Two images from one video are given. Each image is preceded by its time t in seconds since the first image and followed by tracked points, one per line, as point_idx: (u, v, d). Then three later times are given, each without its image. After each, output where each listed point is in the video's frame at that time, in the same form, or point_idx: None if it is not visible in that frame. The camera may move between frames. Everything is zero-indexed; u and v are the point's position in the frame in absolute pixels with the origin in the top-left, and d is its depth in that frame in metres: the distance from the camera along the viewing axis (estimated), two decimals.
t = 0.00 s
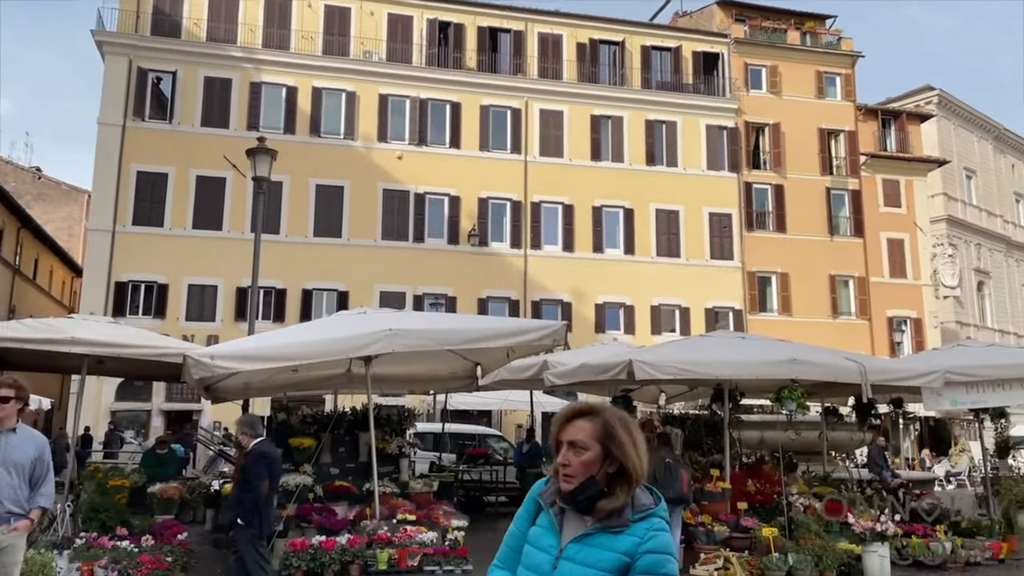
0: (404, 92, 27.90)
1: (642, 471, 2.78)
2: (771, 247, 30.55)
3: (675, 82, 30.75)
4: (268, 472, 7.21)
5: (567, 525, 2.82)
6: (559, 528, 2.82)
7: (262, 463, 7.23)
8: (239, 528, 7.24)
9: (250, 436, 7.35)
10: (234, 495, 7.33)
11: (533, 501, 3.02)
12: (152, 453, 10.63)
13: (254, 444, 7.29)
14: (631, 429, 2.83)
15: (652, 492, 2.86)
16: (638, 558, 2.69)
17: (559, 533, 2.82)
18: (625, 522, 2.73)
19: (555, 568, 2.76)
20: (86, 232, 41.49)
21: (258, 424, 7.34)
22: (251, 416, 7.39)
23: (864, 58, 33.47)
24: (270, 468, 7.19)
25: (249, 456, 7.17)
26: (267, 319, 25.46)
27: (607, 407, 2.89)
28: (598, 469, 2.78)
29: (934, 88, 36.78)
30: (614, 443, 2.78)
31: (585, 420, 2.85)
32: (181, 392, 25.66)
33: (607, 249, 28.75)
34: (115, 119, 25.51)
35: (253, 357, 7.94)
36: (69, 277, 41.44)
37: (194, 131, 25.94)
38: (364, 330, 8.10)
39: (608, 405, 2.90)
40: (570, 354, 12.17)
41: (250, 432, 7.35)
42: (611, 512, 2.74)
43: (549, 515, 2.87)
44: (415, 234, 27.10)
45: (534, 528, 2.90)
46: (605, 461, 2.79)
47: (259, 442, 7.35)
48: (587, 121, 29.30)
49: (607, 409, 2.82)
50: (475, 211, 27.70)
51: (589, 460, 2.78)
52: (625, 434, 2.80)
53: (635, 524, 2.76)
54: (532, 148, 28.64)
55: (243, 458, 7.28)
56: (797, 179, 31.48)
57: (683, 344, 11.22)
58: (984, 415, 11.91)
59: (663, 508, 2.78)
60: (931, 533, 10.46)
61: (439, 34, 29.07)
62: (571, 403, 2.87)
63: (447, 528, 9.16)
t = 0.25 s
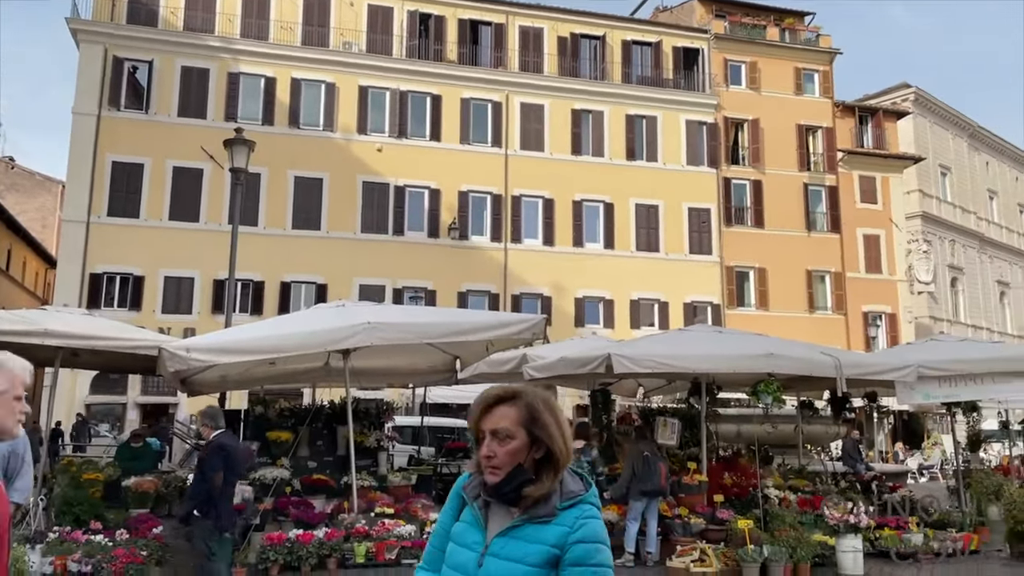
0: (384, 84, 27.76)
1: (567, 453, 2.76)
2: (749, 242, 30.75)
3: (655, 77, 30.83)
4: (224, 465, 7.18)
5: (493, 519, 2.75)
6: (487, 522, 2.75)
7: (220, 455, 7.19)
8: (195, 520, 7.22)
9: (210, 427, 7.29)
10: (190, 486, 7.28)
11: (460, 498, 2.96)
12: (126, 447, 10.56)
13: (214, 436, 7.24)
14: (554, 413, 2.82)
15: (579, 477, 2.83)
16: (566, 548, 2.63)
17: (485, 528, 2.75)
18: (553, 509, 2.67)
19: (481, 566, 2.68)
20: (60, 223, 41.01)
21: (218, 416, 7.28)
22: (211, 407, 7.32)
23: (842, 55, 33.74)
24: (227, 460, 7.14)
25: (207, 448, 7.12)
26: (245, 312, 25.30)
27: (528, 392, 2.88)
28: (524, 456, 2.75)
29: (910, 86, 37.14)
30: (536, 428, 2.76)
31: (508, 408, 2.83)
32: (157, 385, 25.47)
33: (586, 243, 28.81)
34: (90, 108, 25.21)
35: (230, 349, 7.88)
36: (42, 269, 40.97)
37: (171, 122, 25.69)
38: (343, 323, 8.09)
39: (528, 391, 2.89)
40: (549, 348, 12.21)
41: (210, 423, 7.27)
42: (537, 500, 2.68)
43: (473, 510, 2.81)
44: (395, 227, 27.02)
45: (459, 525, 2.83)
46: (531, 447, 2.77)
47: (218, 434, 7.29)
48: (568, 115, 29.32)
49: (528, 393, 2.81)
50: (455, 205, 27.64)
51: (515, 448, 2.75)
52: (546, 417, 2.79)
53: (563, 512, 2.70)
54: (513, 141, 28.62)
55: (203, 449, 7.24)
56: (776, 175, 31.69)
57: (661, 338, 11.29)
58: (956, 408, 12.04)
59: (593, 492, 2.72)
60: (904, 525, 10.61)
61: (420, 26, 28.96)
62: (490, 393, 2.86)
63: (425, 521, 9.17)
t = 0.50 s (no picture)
0: (361, 77, 27.61)
1: (473, 459, 2.53)
2: (725, 239, 30.96)
3: (634, 73, 30.93)
4: (183, 457, 7.51)
5: (395, 539, 2.50)
6: (388, 542, 2.49)
7: (178, 448, 7.54)
8: (152, 511, 7.51)
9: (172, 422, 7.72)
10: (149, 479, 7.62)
11: (355, 517, 2.68)
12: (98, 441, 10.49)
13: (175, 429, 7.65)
14: (457, 416, 2.58)
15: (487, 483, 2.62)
16: (477, 564, 2.41)
17: (386, 549, 2.49)
18: (460, 521, 2.44)
19: None
20: (31, 214, 40.47)
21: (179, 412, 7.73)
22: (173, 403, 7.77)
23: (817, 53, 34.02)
24: (185, 452, 7.48)
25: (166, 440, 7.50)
26: (220, 306, 25.11)
27: (425, 393, 2.62)
28: (428, 464, 2.50)
29: (884, 85, 37.54)
30: (441, 433, 2.51)
31: (407, 412, 2.56)
32: (130, 379, 25.24)
33: (564, 239, 28.88)
34: (62, 98, 24.87)
35: (204, 343, 7.84)
36: (13, 261, 40.41)
37: (145, 112, 25.42)
38: (320, 317, 8.06)
39: (427, 394, 2.64)
40: (526, 342, 12.24)
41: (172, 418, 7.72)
42: (442, 513, 2.44)
43: (373, 530, 2.54)
44: (372, 220, 26.92)
45: (357, 548, 2.56)
46: (434, 453, 2.53)
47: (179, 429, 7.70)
48: (546, 110, 29.33)
49: (428, 396, 2.55)
50: (434, 199, 27.57)
51: (417, 457, 2.49)
52: (450, 421, 2.54)
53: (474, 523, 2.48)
54: (491, 136, 28.59)
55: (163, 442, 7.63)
56: (752, 172, 31.92)
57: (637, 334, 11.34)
58: (926, 404, 12.23)
59: (503, 500, 2.52)
60: (874, 518, 10.84)
61: (398, 18, 28.84)
62: (385, 399, 2.58)
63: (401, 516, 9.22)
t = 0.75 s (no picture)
0: (332, 69, 27.40)
1: (354, 430, 2.24)
2: (695, 236, 31.20)
3: (606, 70, 31.05)
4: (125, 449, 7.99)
5: (268, 527, 2.18)
6: (261, 530, 2.17)
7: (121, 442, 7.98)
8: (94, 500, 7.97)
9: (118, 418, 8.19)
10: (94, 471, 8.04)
11: (219, 504, 2.33)
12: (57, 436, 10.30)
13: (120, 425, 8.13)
14: (337, 381, 2.29)
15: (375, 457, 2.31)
16: (370, 548, 2.11)
17: (259, 538, 2.17)
18: (345, 499, 2.12)
19: None
20: None
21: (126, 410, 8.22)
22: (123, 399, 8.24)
23: (787, 53, 34.38)
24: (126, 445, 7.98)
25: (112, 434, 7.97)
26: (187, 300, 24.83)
27: (302, 359, 2.32)
28: (306, 435, 2.19)
29: (852, 85, 38.03)
30: (320, 401, 2.21)
31: (281, 378, 2.25)
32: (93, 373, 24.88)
33: (536, 234, 28.93)
34: (25, 86, 24.41)
35: (167, 336, 7.72)
36: None
37: (111, 102, 25.04)
38: (288, 311, 8.02)
39: (301, 359, 2.33)
40: (496, 337, 12.23)
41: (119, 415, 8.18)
42: (321, 491, 2.12)
43: (242, 516, 2.20)
44: (342, 214, 26.77)
45: (222, 540, 2.23)
46: (314, 425, 2.22)
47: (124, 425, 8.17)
48: (519, 105, 29.33)
49: (305, 361, 2.26)
50: (405, 193, 27.47)
51: (293, 430, 2.18)
52: (330, 386, 2.24)
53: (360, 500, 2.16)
54: (463, 130, 28.53)
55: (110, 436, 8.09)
56: (721, 170, 32.20)
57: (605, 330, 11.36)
58: (888, 399, 12.43)
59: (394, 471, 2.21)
60: (838, 511, 11.01)
61: (370, 11, 28.68)
62: (253, 365, 2.26)
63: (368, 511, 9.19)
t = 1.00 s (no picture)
0: (304, 62, 27.18)
1: (264, 461, 1.84)
2: (666, 234, 31.41)
3: (580, 68, 31.12)
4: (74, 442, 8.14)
5: (147, 566, 1.81)
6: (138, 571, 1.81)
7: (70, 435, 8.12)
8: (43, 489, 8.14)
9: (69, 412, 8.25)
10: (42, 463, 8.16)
11: (88, 526, 1.96)
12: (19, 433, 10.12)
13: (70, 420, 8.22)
14: (247, 399, 1.86)
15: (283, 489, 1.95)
16: None
17: None
18: (240, 546, 1.78)
19: None
20: None
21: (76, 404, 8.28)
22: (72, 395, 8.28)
23: (758, 54, 34.67)
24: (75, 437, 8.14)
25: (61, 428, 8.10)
26: (154, 294, 24.55)
27: (209, 365, 1.89)
28: (199, 468, 1.78)
29: (821, 87, 38.45)
30: (220, 424, 1.79)
31: (174, 392, 1.82)
32: (58, 369, 24.53)
33: (509, 231, 28.95)
34: None
35: (132, 333, 7.58)
36: None
37: (77, 94, 24.65)
38: (256, 307, 7.95)
39: (208, 362, 1.89)
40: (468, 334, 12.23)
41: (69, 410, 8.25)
42: (211, 534, 1.77)
43: (112, 554, 1.83)
44: (314, 209, 26.60)
45: None
46: (213, 454, 1.80)
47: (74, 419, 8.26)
48: (493, 102, 29.30)
49: (209, 374, 1.82)
50: (377, 189, 27.35)
51: (185, 461, 1.77)
52: (237, 408, 1.82)
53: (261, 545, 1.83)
54: (437, 126, 28.45)
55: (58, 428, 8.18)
56: (693, 169, 32.42)
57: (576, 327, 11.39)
58: (854, 397, 12.58)
59: (302, 511, 1.87)
60: (803, 507, 11.16)
61: (343, 4, 28.50)
62: (142, 372, 1.82)
63: (338, 509, 9.18)
